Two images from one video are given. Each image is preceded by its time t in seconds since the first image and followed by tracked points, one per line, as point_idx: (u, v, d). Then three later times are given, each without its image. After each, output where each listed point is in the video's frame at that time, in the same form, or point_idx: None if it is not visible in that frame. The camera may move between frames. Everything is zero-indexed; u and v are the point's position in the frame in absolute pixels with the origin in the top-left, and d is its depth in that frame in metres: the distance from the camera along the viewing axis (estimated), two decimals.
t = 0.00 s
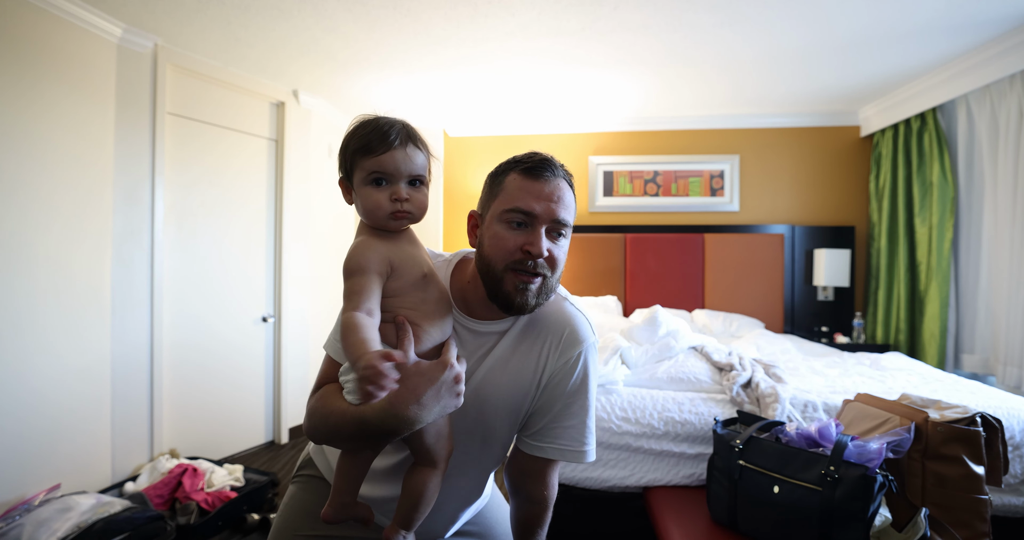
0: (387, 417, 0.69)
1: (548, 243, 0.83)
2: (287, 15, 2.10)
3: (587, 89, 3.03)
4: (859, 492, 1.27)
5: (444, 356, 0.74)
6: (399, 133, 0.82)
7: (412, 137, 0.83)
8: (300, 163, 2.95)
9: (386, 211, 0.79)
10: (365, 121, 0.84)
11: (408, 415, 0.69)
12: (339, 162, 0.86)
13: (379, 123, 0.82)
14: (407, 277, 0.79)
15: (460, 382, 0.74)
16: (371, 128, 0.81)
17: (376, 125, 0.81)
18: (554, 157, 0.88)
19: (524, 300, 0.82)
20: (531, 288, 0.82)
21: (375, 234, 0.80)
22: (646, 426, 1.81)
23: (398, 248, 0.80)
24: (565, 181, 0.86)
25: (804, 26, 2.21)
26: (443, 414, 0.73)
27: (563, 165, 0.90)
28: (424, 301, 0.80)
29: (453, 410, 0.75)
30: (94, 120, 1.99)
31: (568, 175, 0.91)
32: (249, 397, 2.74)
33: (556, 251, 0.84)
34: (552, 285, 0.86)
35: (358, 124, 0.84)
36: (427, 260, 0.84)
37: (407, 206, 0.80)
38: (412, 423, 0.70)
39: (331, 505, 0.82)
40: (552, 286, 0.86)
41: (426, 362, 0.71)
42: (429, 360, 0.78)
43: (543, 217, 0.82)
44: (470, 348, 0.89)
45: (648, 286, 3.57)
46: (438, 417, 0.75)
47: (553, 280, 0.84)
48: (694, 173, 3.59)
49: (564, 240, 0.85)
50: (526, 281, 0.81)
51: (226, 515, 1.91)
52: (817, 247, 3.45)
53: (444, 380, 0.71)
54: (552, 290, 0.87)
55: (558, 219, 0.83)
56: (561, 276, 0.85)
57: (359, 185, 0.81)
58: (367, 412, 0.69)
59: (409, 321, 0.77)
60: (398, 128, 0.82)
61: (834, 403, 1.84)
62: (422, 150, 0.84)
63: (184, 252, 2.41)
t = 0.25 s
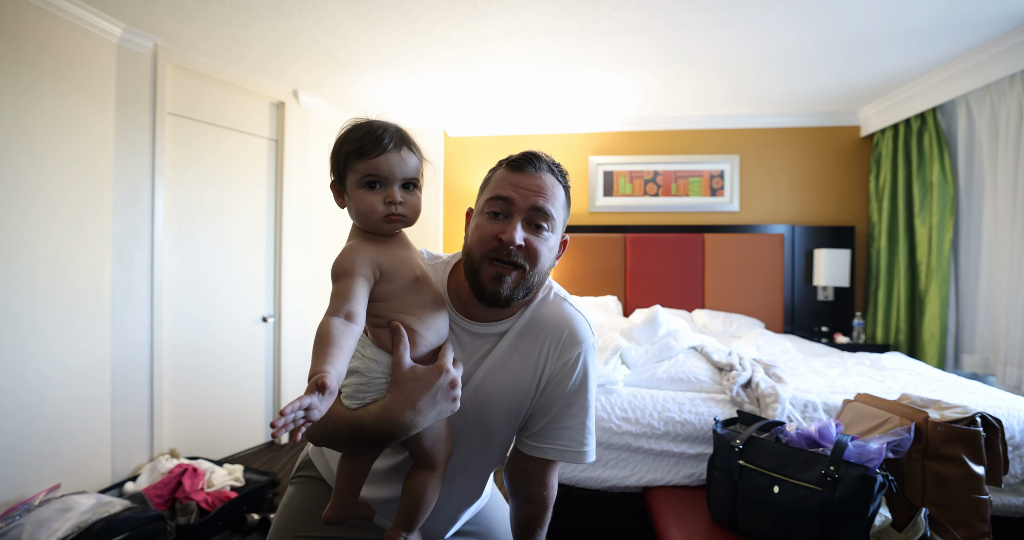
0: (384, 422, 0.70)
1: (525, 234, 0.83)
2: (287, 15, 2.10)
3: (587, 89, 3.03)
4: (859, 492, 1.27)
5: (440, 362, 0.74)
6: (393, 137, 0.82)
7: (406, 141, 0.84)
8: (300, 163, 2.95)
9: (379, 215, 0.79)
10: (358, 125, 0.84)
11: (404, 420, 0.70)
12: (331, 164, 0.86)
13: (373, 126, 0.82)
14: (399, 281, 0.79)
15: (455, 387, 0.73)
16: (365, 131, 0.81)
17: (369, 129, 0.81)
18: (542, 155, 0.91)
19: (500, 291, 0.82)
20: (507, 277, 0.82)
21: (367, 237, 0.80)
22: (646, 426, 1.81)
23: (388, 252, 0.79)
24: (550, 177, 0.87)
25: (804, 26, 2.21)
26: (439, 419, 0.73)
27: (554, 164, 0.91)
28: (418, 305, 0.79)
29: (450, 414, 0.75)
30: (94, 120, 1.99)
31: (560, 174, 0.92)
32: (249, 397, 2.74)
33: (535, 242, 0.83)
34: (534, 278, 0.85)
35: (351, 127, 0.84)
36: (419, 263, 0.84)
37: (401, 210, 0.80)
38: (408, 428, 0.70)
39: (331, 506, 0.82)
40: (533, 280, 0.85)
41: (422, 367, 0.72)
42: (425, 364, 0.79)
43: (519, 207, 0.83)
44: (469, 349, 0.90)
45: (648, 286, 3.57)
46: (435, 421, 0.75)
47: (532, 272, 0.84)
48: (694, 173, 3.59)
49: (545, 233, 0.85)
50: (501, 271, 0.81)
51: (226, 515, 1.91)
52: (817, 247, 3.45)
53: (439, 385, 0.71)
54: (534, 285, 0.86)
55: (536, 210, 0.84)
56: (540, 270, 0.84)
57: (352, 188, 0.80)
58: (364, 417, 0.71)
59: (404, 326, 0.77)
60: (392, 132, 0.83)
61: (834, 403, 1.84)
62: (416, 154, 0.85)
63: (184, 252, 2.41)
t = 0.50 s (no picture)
0: (382, 425, 0.70)
1: (524, 239, 0.83)
2: (287, 15, 2.10)
3: (587, 89, 3.03)
4: (859, 492, 1.27)
5: (437, 364, 0.74)
6: (384, 140, 0.82)
7: (397, 143, 0.83)
8: (300, 163, 2.95)
9: (373, 219, 0.79)
10: (348, 127, 0.83)
11: (403, 423, 0.70)
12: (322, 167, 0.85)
13: (365, 129, 0.81)
14: (394, 284, 0.78)
15: (453, 390, 0.73)
16: (356, 134, 0.81)
17: (360, 132, 0.81)
18: (539, 157, 0.90)
19: (498, 296, 0.82)
20: (505, 283, 0.82)
21: (361, 242, 0.79)
22: (646, 426, 1.81)
23: (382, 255, 0.78)
24: (548, 180, 0.87)
25: (804, 26, 2.21)
26: (438, 421, 0.74)
27: (552, 166, 0.91)
28: (414, 307, 0.79)
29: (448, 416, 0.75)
30: (94, 120, 1.99)
31: (558, 176, 0.92)
32: (249, 397, 2.74)
33: (534, 247, 0.84)
34: (532, 283, 0.85)
35: (341, 129, 0.83)
36: (414, 265, 0.83)
37: (393, 213, 0.80)
38: (406, 430, 0.70)
39: (334, 508, 0.82)
40: (532, 284, 0.85)
41: (419, 370, 0.72)
42: (423, 367, 0.79)
43: (518, 213, 0.83)
44: (469, 350, 0.90)
45: (648, 286, 3.57)
46: (433, 424, 0.75)
47: (531, 277, 0.84)
48: (694, 173, 3.59)
49: (543, 238, 0.85)
50: (500, 276, 0.82)
51: (226, 515, 1.91)
52: (817, 246, 3.45)
53: (437, 388, 0.71)
54: (533, 289, 0.86)
55: (535, 215, 0.83)
56: (539, 275, 0.85)
57: (344, 192, 0.80)
58: (363, 420, 0.71)
59: (400, 329, 0.77)
60: (383, 134, 0.82)
61: (834, 403, 1.84)
62: (408, 157, 0.84)
63: (184, 251, 2.41)
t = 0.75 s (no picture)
0: (382, 425, 0.70)
1: (524, 238, 0.84)
2: (287, 15, 2.10)
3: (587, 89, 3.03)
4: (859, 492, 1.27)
5: (437, 364, 0.74)
6: (383, 142, 0.82)
7: (396, 146, 0.83)
8: (300, 163, 2.95)
9: (369, 221, 0.79)
10: (348, 127, 0.83)
11: (403, 423, 0.70)
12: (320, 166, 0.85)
13: (364, 131, 0.81)
14: (391, 283, 0.79)
15: (453, 389, 0.73)
16: (355, 135, 0.81)
17: (359, 133, 0.81)
18: (539, 156, 0.90)
19: (498, 295, 0.82)
20: (506, 281, 0.82)
21: (358, 242, 0.79)
22: (646, 426, 1.81)
23: (379, 256, 0.79)
24: (547, 179, 0.87)
25: (804, 26, 2.21)
26: (438, 420, 0.73)
27: (551, 165, 0.91)
28: (411, 307, 0.79)
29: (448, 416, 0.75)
30: (94, 120, 1.99)
31: (558, 175, 0.92)
32: (249, 397, 2.74)
33: (534, 246, 0.84)
34: (533, 281, 0.85)
35: (340, 128, 0.83)
36: (412, 264, 0.84)
37: (390, 217, 0.80)
38: (406, 430, 0.70)
39: (336, 507, 0.82)
40: (533, 283, 0.85)
41: (419, 370, 0.71)
42: (423, 366, 0.79)
43: (518, 211, 0.83)
44: (470, 349, 0.90)
45: (648, 286, 3.57)
46: (434, 423, 0.75)
47: (532, 275, 0.84)
48: (694, 173, 3.59)
49: (544, 236, 0.85)
50: (500, 275, 0.82)
51: (227, 515, 1.91)
52: (817, 246, 3.45)
53: (437, 388, 0.71)
54: (534, 287, 0.86)
55: (535, 213, 0.84)
56: (540, 273, 0.85)
57: (341, 193, 0.80)
58: (362, 420, 0.71)
59: (399, 328, 0.77)
60: (382, 136, 0.82)
61: (834, 403, 1.84)
62: (406, 160, 0.84)
63: (184, 251, 2.41)
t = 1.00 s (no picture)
0: (389, 423, 0.69)
1: (530, 231, 0.84)
2: (287, 15, 2.10)
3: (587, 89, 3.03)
4: (859, 492, 1.27)
5: (444, 362, 0.74)
6: (400, 142, 0.82)
7: (412, 146, 0.84)
8: (300, 163, 2.95)
9: (381, 220, 0.79)
10: (365, 124, 0.83)
11: (409, 421, 0.69)
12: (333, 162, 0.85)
13: (381, 129, 0.81)
14: (402, 282, 0.79)
15: (460, 388, 0.74)
16: (372, 133, 0.81)
17: (376, 132, 0.81)
18: (544, 153, 0.91)
19: (505, 288, 0.81)
20: (513, 274, 0.81)
21: (369, 240, 0.79)
22: (646, 426, 1.81)
23: (391, 255, 0.79)
24: (553, 175, 0.88)
25: (804, 26, 2.21)
26: (444, 419, 0.73)
27: (556, 162, 0.92)
28: (421, 306, 0.79)
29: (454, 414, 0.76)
30: (95, 121, 1.99)
31: (562, 172, 0.93)
32: (249, 397, 2.74)
33: (540, 239, 0.84)
34: (538, 275, 0.85)
35: (356, 125, 0.83)
36: (420, 264, 0.84)
37: (402, 217, 0.81)
38: (413, 428, 0.70)
39: (339, 504, 0.81)
40: (538, 276, 0.85)
41: (427, 368, 0.72)
42: (430, 364, 0.78)
43: (524, 204, 0.83)
44: (474, 347, 0.89)
45: (648, 286, 3.57)
46: (440, 422, 0.75)
47: (537, 269, 0.84)
48: (694, 173, 3.59)
49: (549, 229, 0.85)
50: (507, 268, 0.81)
51: (226, 515, 1.91)
52: (817, 246, 3.45)
53: (445, 385, 0.71)
54: (539, 281, 0.86)
55: (541, 207, 0.84)
56: (545, 266, 0.85)
57: (355, 190, 0.80)
58: (368, 418, 0.70)
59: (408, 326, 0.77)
60: (397, 135, 0.83)
61: (834, 403, 1.84)
62: (421, 161, 0.85)
63: (184, 251, 2.41)
